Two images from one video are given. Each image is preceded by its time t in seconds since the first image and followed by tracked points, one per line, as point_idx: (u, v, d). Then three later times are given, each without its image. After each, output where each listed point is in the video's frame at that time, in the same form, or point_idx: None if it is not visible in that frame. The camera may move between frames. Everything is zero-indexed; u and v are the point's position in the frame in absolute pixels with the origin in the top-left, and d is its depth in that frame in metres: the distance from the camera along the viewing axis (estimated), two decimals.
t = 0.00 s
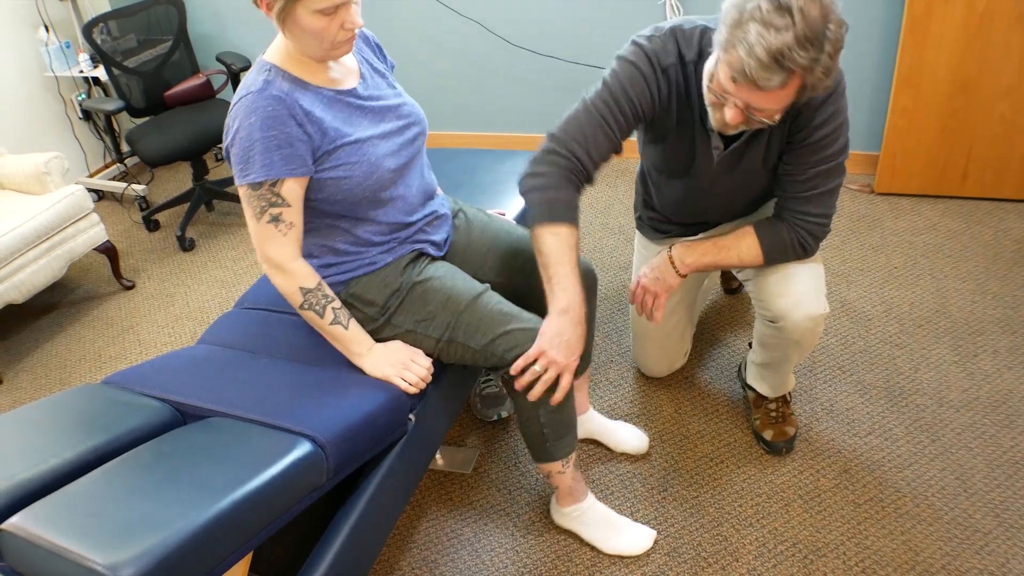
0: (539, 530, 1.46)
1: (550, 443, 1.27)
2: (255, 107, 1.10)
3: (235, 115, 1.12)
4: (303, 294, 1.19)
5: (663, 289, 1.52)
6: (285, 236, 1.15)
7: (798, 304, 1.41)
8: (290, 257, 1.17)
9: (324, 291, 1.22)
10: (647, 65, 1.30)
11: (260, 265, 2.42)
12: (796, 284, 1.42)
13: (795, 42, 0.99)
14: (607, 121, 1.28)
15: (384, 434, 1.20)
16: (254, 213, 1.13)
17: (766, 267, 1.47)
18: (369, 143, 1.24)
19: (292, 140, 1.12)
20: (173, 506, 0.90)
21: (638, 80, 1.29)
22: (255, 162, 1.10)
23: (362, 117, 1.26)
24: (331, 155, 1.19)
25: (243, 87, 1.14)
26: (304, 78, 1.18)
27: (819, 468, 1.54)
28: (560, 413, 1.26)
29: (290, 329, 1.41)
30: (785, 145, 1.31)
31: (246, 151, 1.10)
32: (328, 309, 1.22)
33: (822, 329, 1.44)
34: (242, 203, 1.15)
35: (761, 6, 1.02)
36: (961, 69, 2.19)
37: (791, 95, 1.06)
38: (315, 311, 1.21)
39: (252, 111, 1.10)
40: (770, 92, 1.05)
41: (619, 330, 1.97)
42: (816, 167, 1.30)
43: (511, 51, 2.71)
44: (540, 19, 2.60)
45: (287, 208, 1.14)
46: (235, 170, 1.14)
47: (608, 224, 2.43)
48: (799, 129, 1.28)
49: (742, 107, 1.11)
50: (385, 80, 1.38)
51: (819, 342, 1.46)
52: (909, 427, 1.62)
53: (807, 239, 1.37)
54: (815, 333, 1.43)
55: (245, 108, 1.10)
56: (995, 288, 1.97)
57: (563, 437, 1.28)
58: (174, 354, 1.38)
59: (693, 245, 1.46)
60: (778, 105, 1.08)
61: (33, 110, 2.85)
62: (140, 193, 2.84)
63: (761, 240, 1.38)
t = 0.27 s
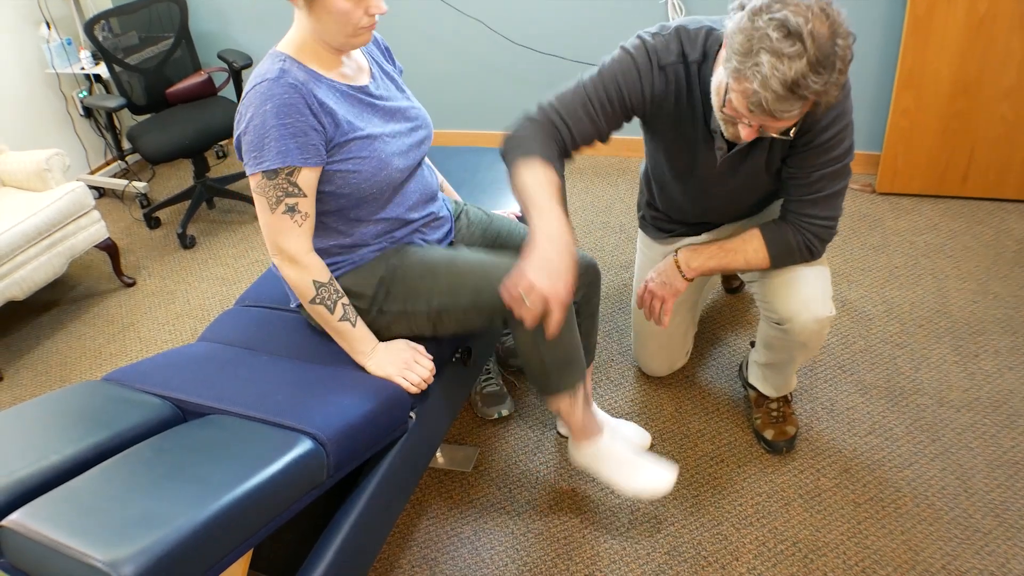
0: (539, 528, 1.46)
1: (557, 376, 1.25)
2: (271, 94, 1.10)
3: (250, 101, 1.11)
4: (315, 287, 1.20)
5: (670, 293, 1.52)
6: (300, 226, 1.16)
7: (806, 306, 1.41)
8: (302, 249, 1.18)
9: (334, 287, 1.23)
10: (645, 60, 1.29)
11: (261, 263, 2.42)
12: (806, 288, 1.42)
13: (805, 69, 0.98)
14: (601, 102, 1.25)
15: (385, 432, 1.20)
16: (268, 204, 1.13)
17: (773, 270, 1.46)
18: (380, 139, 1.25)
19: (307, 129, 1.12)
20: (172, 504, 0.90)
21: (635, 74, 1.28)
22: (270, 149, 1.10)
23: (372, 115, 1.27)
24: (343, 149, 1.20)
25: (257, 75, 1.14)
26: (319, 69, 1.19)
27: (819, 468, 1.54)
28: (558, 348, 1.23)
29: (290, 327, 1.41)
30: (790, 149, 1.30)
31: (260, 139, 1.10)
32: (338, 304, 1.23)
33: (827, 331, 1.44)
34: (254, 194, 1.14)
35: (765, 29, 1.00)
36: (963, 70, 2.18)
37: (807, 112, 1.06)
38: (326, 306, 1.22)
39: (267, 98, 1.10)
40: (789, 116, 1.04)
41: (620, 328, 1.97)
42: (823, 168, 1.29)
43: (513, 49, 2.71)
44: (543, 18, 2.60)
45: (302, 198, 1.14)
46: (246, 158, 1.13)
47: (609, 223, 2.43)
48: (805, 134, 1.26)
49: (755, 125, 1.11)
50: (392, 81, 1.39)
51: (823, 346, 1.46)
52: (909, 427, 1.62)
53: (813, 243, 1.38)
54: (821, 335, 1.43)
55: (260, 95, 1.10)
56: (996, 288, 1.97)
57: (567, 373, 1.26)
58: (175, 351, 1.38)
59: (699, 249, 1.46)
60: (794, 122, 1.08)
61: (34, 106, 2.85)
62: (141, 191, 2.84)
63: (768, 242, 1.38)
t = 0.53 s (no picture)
0: (540, 526, 1.46)
1: (533, 311, 1.21)
2: (268, 92, 1.10)
3: (248, 99, 1.12)
4: (314, 284, 1.20)
5: (681, 297, 1.51)
6: (297, 224, 1.16)
7: (817, 306, 1.41)
8: (302, 245, 1.18)
9: (333, 283, 1.23)
10: (641, 56, 1.31)
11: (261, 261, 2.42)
12: (819, 290, 1.42)
13: (812, 87, 0.98)
14: (591, 83, 1.33)
15: (385, 429, 1.20)
16: (266, 201, 1.13)
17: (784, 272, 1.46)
18: (377, 138, 1.24)
19: (304, 127, 1.12)
20: (173, 501, 0.90)
21: (630, 73, 1.31)
22: (265, 146, 1.10)
23: (372, 114, 1.27)
24: (339, 148, 1.20)
25: (257, 72, 1.14)
26: (322, 68, 1.19)
27: (820, 467, 1.54)
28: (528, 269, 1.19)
29: (291, 324, 1.41)
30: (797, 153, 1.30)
31: (257, 136, 1.11)
32: (337, 301, 1.24)
33: (838, 333, 1.44)
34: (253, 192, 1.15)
35: (772, 48, 1.00)
36: (965, 70, 2.18)
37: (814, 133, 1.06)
38: (325, 302, 1.22)
39: (265, 96, 1.10)
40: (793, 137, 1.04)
41: (621, 327, 1.97)
42: (831, 172, 1.28)
43: (515, 48, 2.70)
44: (545, 17, 2.59)
45: (300, 195, 1.14)
46: (244, 155, 1.14)
47: (610, 222, 2.43)
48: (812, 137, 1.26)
49: (761, 142, 1.10)
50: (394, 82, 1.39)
51: (834, 345, 1.46)
52: (910, 427, 1.61)
53: (825, 244, 1.37)
54: (831, 337, 1.43)
55: (258, 93, 1.10)
56: (997, 289, 1.97)
57: (547, 301, 1.22)
58: (175, 349, 1.38)
59: (710, 253, 1.46)
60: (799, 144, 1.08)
61: (35, 103, 2.85)
62: (142, 188, 2.84)
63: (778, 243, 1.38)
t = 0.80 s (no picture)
0: (540, 525, 1.46)
1: (525, 329, 1.23)
2: (262, 88, 1.11)
3: (242, 95, 1.12)
4: (315, 278, 1.20)
5: (680, 296, 1.52)
6: (298, 218, 1.17)
7: (816, 310, 1.40)
8: (303, 240, 1.18)
9: (335, 278, 1.23)
10: (643, 63, 1.30)
11: (263, 258, 2.42)
12: (815, 296, 1.41)
13: (797, 105, 0.99)
14: (597, 98, 1.34)
15: (386, 427, 1.20)
16: (265, 197, 1.14)
17: (784, 274, 1.46)
18: (373, 133, 1.24)
19: (297, 123, 1.12)
20: (173, 498, 0.90)
21: (635, 79, 1.31)
22: (260, 142, 1.11)
23: (368, 109, 1.27)
24: (334, 143, 1.20)
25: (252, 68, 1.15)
26: (317, 61, 1.20)
27: (821, 467, 1.54)
28: (524, 287, 1.20)
29: (292, 321, 1.41)
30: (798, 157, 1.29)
31: (252, 132, 1.11)
32: (339, 296, 1.24)
33: (837, 335, 1.44)
34: (251, 187, 1.15)
35: (766, 61, 1.01)
36: (967, 69, 2.18)
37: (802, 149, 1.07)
38: (326, 297, 1.22)
39: (259, 92, 1.10)
40: (780, 153, 1.05)
41: (622, 326, 1.97)
42: (834, 173, 1.28)
43: (517, 46, 2.70)
44: (547, 14, 2.59)
45: (297, 189, 1.15)
46: (240, 152, 1.14)
47: (612, 220, 2.42)
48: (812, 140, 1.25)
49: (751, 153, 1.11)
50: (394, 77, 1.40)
51: (832, 348, 1.46)
52: (911, 427, 1.61)
53: (825, 247, 1.37)
54: (830, 339, 1.43)
55: (252, 89, 1.11)
56: (999, 289, 1.97)
57: (540, 319, 1.24)
58: (176, 345, 1.38)
59: (709, 253, 1.47)
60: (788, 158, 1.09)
61: (38, 100, 2.85)
62: (144, 185, 2.84)
63: (778, 244, 1.39)
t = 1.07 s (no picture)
0: (540, 523, 1.46)
1: (530, 341, 1.24)
2: (262, 89, 1.11)
3: (242, 97, 1.12)
4: (320, 279, 1.20)
5: (687, 286, 1.53)
6: (302, 219, 1.17)
7: (825, 307, 1.40)
8: (308, 240, 1.18)
9: (339, 278, 1.23)
10: (642, 81, 1.30)
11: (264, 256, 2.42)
12: (823, 294, 1.41)
13: (779, 160, 1.01)
14: (597, 116, 1.35)
15: (387, 425, 1.20)
16: (269, 198, 1.13)
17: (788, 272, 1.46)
18: (373, 133, 1.24)
19: (298, 124, 1.12)
20: (174, 496, 0.90)
21: (634, 98, 1.31)
22: (261, 144, 1.10)
23: (367, 108, 1.27)
24: (334, 143, 1.20)
25: (251, 70, 1.15)
26: (315, 61, 1.20)
27: (822, 466, 1.54)
28: (531, 302, 1.21)
29: (293, 320, 1.41)
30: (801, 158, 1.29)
31: (253, 133, 1.11)
32: (342, 296, 1.24)
33: (842, 334, 1.44)
34: (253, 189, 1.15)
35: (750, 114, 1.02)
36: (969, 69, 2.17)
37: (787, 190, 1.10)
38: (330, 297, 1.22)
39: (259, 93, 1.10)
40: (763, 198, 1.09)
41: (624, 325, 1.97)
42: (840, 176, 1.27)
43: (517, 44, 2.70)
44: (548, 13, 2.59)
45: (301, 189, 1.15)
46: (241, 153, 1.14)
47: (613, 219, 2.42)
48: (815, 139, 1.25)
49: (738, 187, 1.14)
50: (390, 76, 1.40)
51: (836, 347, 1.46)
52: (912, 426, 1.61)
53: (832, 246, 1.37)
54: (835, 338, 1.43)
55: (252, 90, 1.10)
56: (1000, 288, 1.97)
57: (546, 334, 1.24)
58: (177, 344, 1.38)
59: (716, 244, 1.46)
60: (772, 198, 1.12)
61: (39, 98, 2.85)
62: (145, 183, 2.84)
63: (785, 242, 1.39)
